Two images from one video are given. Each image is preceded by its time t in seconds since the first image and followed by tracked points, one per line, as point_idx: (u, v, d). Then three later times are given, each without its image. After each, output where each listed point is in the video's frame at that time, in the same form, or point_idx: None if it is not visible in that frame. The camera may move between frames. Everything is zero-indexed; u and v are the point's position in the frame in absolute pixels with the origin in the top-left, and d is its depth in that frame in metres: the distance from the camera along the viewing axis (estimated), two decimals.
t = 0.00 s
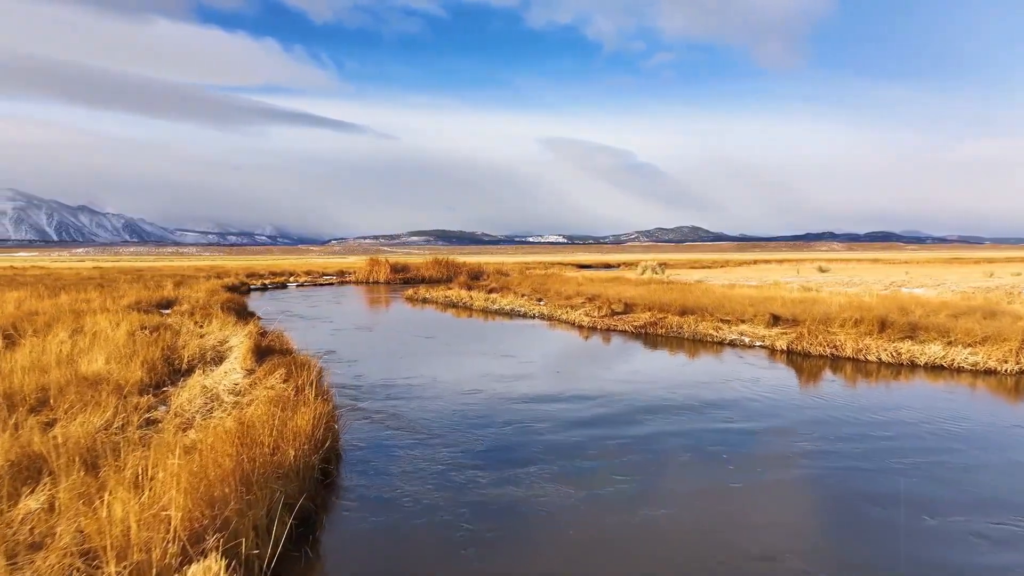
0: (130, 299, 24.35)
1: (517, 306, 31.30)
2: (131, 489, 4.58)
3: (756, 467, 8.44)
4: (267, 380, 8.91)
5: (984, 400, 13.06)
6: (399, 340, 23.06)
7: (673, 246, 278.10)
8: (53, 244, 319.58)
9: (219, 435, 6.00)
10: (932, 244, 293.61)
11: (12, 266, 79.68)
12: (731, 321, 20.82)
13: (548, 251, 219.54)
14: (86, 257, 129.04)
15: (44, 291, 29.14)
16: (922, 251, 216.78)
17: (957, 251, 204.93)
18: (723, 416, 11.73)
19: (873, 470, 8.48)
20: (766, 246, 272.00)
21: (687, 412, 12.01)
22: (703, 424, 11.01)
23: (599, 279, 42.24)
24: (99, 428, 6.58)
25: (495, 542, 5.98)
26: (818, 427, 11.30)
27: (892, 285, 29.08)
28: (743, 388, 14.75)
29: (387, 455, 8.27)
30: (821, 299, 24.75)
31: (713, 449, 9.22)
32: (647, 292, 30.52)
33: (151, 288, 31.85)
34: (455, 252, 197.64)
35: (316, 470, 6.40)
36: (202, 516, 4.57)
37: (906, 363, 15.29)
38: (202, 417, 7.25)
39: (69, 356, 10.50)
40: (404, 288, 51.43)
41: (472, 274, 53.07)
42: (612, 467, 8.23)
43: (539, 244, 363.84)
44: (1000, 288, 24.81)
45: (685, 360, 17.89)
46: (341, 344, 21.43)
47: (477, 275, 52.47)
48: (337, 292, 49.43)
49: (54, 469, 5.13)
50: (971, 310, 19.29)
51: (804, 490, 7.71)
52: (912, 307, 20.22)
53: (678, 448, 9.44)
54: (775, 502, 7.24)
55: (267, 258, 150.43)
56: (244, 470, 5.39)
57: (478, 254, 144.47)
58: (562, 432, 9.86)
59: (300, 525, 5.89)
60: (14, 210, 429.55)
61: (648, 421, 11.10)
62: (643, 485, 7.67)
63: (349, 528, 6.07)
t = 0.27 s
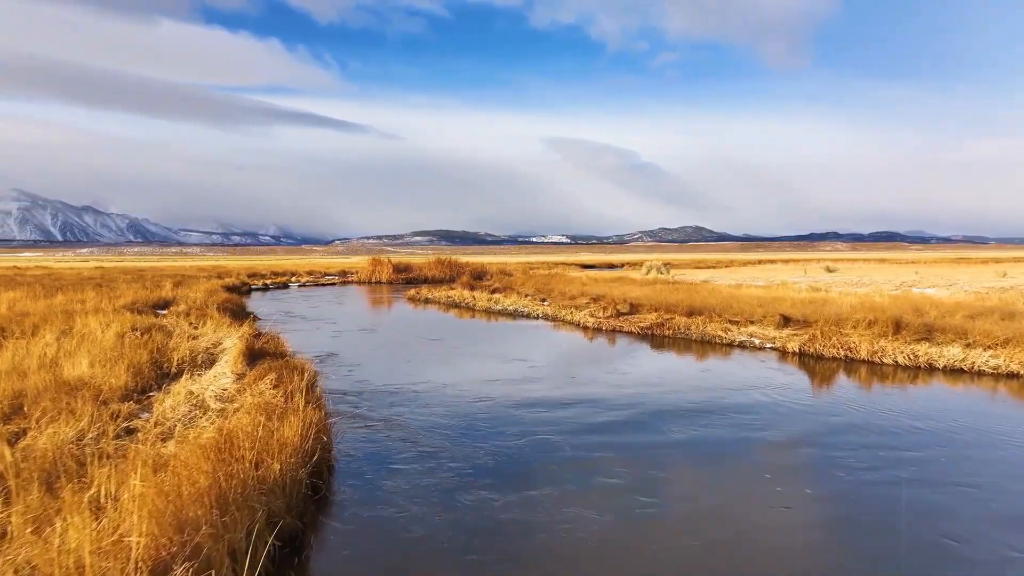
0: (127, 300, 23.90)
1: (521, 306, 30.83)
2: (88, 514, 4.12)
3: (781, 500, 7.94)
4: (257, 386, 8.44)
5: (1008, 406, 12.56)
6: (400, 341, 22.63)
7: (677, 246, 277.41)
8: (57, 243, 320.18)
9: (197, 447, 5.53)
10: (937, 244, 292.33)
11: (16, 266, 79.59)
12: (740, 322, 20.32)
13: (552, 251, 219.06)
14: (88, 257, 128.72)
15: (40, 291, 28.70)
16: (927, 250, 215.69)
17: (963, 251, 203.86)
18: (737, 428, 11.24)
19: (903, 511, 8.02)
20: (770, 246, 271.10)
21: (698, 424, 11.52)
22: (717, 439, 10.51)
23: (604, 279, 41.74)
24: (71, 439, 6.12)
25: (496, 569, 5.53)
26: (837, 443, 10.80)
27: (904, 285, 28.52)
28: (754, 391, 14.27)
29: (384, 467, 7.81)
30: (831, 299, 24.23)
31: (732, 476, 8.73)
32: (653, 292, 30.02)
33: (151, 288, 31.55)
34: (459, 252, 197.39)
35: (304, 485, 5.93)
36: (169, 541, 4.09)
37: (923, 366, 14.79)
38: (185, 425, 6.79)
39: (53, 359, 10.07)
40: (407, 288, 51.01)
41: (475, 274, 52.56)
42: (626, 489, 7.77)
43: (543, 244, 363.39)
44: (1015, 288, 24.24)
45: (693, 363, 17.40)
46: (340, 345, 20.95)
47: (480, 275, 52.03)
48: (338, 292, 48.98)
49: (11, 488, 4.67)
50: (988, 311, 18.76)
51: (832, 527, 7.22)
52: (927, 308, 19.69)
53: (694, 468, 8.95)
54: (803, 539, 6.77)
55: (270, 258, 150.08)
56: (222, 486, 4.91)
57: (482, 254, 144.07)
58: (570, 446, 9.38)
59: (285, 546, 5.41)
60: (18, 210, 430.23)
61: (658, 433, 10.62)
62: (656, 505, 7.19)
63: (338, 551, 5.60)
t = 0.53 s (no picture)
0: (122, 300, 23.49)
1: (524, 307, 30.42)
2: (44, 540, 3.72)
3: (802, 529, 7.48)
4: (246, 390, 8.02)
5: None
6: (401, 342, 22.22)
7: (680, 246, 276.81)
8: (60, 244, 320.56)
9: (174, 461, 5.12)
10: (942, 244, 291.25)
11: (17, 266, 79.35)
12: (749, 323, 19.86)
13: (555, 251, 218.55)
14: (89, 257, 128.38)
15: (36, 292, 28.33)
16: (932, 249, 214.78)
17: (967, 251, 203.11)
18: (749, 438, 10.80)
19: (934, 536, 7.54)
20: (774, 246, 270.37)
21: (708, 432, 11.10)
22: (728, 452, 10.07)
23: (607, 279, 41.33)
24: (44, 449, 5.73)
25: None
26: (854, 453, 10.36)
27: (913, 285, 28.03)
28: (765, 395, 13.84)
29: (380, 480, 7.39)
30: (840, 300, 23.77)
31: (749, 500, 8.26)
32: (658, 292, 29.57)
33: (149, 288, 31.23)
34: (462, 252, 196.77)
35: (291, 499, 5.52)
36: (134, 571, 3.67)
37: (939, 369, 14.34)
38: (166, 434, 6.37)
39: (36, 362, 9.66)
40: (408, 289, 50.61)
41: (477, 274, 52.13)
42: (636, 511, 7.32)
43: (546, 244, 362.71)
44: None
45: (700, 365, 16.95)
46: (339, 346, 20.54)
47: (482, 275, 51.60)
48: (340, 292, 48.61)
49: None
50: (1003, 312, 18.31)
51: (856, 563, 6.77)
52: (940, 309, 19.22)
53: (707, 488, 8.52)
54: None
55: (272, 258, 149.68)
56: (199, 505, 4.49)
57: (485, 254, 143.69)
58: (575, 460, 8.95)
59: (269, 568, 4.99)
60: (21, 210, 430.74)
61: (668, 444, 10.19)
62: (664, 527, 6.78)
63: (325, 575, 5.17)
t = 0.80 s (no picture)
0: (118, 300, 23.05)
1: (527, 307, 29.94)
2: None
3: (825, 547, 6.99)
4: (232, 397, 7.53)
5: None
6: (401, 343, 21.74)
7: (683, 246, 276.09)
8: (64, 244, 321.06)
9: (141, 479, 4.65)
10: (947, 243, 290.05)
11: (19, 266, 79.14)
12: (758, 324, 19.35)
13: (558, 251, 218.09)
14: (91, 257, 128.05)
15: (31, 291, 27.85)
16: (937, 249, 213.76)
17: (972, 251, 202.05)
18: (766, 447, 10.26)
19: (979, 553, 6.94)
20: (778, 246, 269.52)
21: (722, 440, 10.56)
22: (744, 462, 9.54)
23: (611, 279, 40.85)
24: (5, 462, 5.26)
25: None
26: (877, 462, 9.82)
27: (925, 285, 27.49)
28: (777, 400, 13.35)
29: (375, 499, 6.88)
30: (851, 301, 23.24)
31: (774, 515, 7.69)
32: (664, 292, 29.07)
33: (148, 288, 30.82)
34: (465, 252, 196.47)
35: (273, 519, 5.05)
36: None
37: (958, 372, 13.83)
38: (142, 446, 5.90)
39: (16, 366, 9.20)
40: (410, 289, 50.19)
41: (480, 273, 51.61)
42: (653, 534, 6.79)
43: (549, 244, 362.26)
44: None
45: (709, 367, 16.45)
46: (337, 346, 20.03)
47: (485, 275, 51.13)
48: (341, 292, 48.13)
49: None
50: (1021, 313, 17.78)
51: None
52: (955, 310, 18.69)
53: (722, 501, 8.04)
54: None
55: (274, 258, 149.35)
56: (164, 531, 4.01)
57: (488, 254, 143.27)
58: (583, 475, 8.43)
59: None
60: (25, 210, 431.38)
61: (679, 454, 9.70)
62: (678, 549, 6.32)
63: None
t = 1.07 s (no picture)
0: (114, 300, 22.65)
1: (530, 307, 29.53)
2: None
3: (847, 564, 6.58)
4: (218, 403, 7.12)
5: None
6: (402, 344, 21.32)
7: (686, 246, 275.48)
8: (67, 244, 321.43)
9: (106, 499, 4.23)
10: (950, 243, 289.07)
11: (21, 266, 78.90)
12: (766, 325, 18.90)
13: (561, 251, 217.66)
14: (93, 257, 127.76)
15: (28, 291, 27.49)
16: (941, 249, 212.93)
17: (977, 251, 201.20)
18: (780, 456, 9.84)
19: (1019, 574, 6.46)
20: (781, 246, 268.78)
21: (734, 448, 10.15)
22: (759, 473, 9.11)
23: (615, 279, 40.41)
24: None
25: None
26: (899, 472, 9.38)
27: (935, 285, 27.03)
28: (789, 404, 12.92)
29: (371, 518, 6.43)
30: (860, 301, 22.80)
31: (796, 532, 7.22)
32: (669, 292, 28.64)
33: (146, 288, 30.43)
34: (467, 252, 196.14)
35: (253, 540, 4.62)
36: None
37: (976, 375, 13.39)
38: (115, 458, 5.48)
39: None
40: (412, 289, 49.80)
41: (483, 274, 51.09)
42: (668, 556, 6.31)
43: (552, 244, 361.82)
44: None
45: (717, 369, 16.01)
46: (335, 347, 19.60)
47: (488, 275, 50.71)
48: (343, 292, 47.76)
49: None
50: None
51: None
52: (969, 310, 18.24)
53: (736, 515, 7.61)
54: None
55: (276, 258, 149.01)
56: (123, 561, 3.57)
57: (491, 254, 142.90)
58: (592, 489, 8.00)
59: None
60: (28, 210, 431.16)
61: (690, 464, 9.28)
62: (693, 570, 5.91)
63: None
